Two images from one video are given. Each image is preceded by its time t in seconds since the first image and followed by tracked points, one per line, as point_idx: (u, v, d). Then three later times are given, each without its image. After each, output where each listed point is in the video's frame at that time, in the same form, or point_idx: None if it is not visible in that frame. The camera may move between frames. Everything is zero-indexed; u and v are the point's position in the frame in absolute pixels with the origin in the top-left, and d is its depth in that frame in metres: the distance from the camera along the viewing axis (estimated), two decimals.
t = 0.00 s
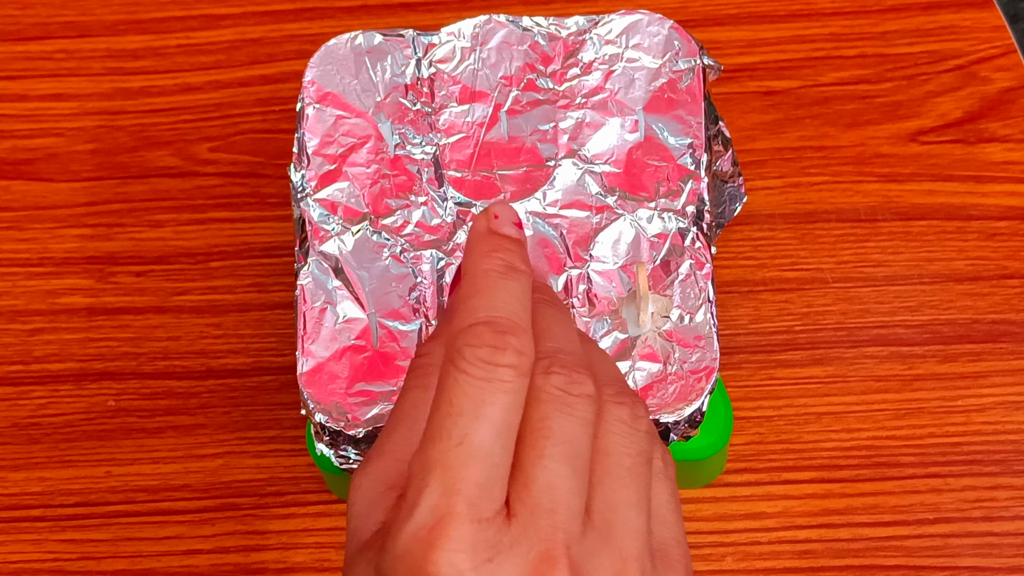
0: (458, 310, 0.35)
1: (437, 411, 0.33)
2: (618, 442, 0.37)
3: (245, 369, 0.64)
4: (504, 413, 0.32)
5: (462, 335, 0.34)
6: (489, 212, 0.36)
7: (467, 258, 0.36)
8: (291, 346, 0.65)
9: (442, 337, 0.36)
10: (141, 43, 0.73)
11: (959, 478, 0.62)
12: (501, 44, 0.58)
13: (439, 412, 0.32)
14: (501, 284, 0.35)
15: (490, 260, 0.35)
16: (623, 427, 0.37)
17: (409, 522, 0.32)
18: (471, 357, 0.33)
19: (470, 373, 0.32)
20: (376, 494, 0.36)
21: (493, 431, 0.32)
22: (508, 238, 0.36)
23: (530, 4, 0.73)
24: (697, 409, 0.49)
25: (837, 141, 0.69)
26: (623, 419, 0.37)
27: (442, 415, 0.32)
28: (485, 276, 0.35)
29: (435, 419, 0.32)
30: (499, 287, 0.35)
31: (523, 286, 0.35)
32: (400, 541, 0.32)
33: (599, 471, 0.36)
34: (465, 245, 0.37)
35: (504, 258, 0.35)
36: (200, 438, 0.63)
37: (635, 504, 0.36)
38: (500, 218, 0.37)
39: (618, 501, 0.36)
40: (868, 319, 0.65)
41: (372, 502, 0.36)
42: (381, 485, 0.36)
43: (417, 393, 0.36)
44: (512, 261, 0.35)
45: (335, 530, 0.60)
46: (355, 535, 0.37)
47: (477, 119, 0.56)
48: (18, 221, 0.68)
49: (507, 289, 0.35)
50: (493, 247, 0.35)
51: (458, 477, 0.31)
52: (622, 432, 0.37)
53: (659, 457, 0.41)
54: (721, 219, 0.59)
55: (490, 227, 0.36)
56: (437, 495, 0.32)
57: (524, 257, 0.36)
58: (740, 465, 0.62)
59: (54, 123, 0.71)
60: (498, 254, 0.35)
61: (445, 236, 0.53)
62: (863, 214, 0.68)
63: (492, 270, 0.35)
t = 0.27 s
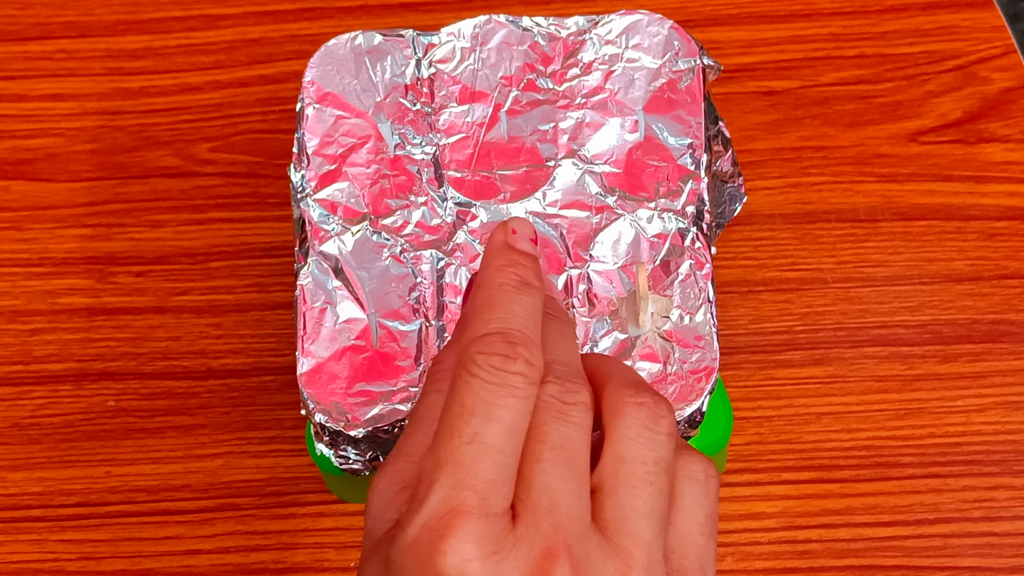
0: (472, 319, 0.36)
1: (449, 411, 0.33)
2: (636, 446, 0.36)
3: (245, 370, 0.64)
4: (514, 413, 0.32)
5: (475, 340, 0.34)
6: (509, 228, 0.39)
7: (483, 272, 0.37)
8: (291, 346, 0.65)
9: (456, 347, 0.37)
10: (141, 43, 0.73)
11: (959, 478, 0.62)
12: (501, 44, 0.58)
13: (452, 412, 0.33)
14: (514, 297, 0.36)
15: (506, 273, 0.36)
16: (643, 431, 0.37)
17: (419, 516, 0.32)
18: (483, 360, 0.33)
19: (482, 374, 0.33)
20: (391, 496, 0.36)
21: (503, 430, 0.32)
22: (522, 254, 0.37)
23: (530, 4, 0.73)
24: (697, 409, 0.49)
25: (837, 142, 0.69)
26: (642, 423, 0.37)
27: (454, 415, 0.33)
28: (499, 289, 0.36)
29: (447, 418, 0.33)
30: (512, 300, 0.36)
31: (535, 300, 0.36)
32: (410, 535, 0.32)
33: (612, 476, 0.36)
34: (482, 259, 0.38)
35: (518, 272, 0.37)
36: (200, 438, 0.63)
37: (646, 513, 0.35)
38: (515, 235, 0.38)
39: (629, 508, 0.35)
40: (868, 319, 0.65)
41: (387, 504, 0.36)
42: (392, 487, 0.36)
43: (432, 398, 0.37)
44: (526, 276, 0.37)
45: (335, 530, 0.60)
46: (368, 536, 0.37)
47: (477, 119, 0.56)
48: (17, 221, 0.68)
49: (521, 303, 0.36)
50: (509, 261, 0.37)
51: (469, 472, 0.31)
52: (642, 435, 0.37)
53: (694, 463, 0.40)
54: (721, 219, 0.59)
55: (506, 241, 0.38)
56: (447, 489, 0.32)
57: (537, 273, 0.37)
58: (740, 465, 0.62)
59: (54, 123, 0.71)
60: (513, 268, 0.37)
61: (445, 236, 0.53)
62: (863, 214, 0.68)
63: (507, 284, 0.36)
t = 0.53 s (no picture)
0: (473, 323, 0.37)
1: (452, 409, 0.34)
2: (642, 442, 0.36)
3: (245, 369, 0.64)
4: (515, 411, 0.33)
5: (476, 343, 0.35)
6: (511, 238, 0.39)
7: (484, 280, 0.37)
8: (290, 345, 0.65)
9: (458, 350, 0.38)
10: (141, 43, 0.73)
11: (959, 478, 0.62)
12: (501, 44, 0.58)
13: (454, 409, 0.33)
14: (515, 303, 0.36)
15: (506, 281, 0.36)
16: (648, 428, 0.37)
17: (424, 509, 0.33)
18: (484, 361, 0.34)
19: (483, 374, 0.33)
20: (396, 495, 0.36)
21: (505, 427, 0.33)
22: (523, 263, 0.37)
23: (530, 4, 0.73)
24: (697, 408, 0.49)
25: (837, 141, 0.69)
26: (650, 420, 0.37)
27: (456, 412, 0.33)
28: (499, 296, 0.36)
29: (449, 416, 0.33)
30: (512, 305, 0.36)
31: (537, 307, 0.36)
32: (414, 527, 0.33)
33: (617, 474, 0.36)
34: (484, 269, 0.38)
35: (518, 280, 0.37)
36: (200, 438, 0.63)
37: (648, 511, 0.35)
38: (517, 245, 0.38)
39: (633, 507, 0.35)
40: (867, 318, 0.65)
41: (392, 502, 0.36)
42: (397, 485, 0.36)
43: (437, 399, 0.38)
44: (526, 285, 0.37)
45: (335, 530, 0.60)
46: (373, 535, 0.37)
47: (477, 119, 0.56)
48: (17, 221, 0.68)
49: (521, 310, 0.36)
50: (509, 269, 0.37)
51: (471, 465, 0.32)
52: (648, 433, 0.36)
53: (700, 464, 0.40)
54: (721, 219, 0.59)
55: (507, 251, 0.38)
56: (451, 481, 0.32)
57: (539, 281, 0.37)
58: (740, 465, 0.62)
59: (54, 123, 0.71)
60: (513, 275, 0.37)
61: (445, 236, 0.53)
62: (863, 214, 0.68)
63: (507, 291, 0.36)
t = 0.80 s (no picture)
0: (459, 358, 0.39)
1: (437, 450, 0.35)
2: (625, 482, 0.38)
3: (245, 369, 0.64)
4: (501, 447, 0.35)
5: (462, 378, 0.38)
6: (503, 242, 0.43)
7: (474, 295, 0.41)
8: (291, 345, 0.65)
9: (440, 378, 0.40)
10: (141, 43, 0.73)
11: (959, 478, 0.62)
12: (501, 43, 0.58)
13: (439, 449, 0.35)
14: (503, 325, 0.39)
15: (496, 297, 0.40)
16: (641, 473, 0.38)
17: (403, 559, 0.33)
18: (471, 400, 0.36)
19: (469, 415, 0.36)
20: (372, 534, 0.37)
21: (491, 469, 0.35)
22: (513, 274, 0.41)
23: (530, 4, 0.73)
24: (697, 409, 0.49)
25: (837, 141, 0.69)
26: (637, 463, 0.38)
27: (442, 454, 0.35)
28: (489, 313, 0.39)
29: (434, 456, 0.35)
30: (500, 325, 0.39)
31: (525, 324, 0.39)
32: None
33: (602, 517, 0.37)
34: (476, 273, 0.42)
35: (509, 292, 0.40)
36: (200, 438, 0.63)
37: (639, 557, 0.36)
38: (509, 249, 0.42)
39: (618, 553, 0.36)
40: (868, 318, 0.65)
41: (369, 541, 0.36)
42: (373, 522, 0.37)
43: (410, 428, 0.39)
44: (518, 298, 0.40)
45: (335, 530, 0.60)
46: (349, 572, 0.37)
47: (477, 119, 0.56)
48: (17, 221, 0.68)
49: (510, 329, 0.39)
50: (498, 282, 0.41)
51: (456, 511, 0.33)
52: (639, 477, 0.38)
53: (689, 499, 0.41)
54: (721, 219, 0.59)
55: (500, 256, 0.42)
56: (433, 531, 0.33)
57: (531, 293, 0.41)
58: (740, 465, 0.62)
59: (54, 123, 0.71)
60: (504, 288, 0.40)
61: (446, 236, 0.53)
62: (863, 214, 0.68)
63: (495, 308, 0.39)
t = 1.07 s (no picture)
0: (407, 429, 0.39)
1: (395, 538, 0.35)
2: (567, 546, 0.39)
3: (245, 369, 0.64)
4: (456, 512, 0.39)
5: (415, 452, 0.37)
6: (512, 256, 0.52)
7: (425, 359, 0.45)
8: (291, 345, 0.65)
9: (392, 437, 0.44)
10: (140, 43, 0.73)
11: (959, 478, 0.62)
12: (501, 43, 0.58)
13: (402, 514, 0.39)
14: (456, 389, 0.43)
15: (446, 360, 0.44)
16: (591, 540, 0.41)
17: None
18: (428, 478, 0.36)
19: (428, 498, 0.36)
20: None
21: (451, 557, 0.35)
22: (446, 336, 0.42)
23: (530, 4, 0.73)
24: (696, 408, 0.49)
25: (837, 141, 0.69)
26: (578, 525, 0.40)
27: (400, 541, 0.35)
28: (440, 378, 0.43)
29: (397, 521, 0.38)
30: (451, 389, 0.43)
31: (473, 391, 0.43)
32: None
33: None
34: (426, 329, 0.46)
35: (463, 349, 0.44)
36: (200, 438, 0.63)
37: None
38: (515, 261, 0.52)
39: None
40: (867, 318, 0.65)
41: None
42: None
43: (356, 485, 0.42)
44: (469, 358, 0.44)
45: (335, 530, 0.60)
46: None
47: (477, 119, 0.56)
48: (17, 221, 0.68)
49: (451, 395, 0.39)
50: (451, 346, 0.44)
51: None
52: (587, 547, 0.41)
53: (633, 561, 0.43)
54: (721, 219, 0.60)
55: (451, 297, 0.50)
56: None
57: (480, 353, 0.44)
58: (740, 465, 0.62)
59: (54, 123, 0.71)
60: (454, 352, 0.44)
61: (445, 236, 0.53)
62: (863, 214, 0.68)
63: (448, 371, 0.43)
